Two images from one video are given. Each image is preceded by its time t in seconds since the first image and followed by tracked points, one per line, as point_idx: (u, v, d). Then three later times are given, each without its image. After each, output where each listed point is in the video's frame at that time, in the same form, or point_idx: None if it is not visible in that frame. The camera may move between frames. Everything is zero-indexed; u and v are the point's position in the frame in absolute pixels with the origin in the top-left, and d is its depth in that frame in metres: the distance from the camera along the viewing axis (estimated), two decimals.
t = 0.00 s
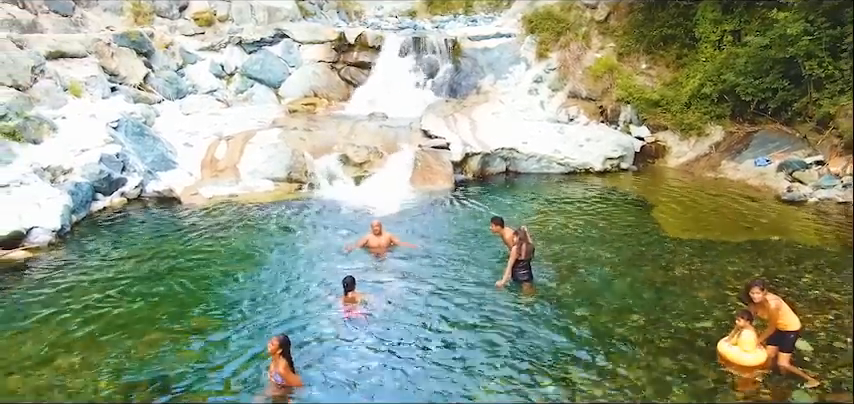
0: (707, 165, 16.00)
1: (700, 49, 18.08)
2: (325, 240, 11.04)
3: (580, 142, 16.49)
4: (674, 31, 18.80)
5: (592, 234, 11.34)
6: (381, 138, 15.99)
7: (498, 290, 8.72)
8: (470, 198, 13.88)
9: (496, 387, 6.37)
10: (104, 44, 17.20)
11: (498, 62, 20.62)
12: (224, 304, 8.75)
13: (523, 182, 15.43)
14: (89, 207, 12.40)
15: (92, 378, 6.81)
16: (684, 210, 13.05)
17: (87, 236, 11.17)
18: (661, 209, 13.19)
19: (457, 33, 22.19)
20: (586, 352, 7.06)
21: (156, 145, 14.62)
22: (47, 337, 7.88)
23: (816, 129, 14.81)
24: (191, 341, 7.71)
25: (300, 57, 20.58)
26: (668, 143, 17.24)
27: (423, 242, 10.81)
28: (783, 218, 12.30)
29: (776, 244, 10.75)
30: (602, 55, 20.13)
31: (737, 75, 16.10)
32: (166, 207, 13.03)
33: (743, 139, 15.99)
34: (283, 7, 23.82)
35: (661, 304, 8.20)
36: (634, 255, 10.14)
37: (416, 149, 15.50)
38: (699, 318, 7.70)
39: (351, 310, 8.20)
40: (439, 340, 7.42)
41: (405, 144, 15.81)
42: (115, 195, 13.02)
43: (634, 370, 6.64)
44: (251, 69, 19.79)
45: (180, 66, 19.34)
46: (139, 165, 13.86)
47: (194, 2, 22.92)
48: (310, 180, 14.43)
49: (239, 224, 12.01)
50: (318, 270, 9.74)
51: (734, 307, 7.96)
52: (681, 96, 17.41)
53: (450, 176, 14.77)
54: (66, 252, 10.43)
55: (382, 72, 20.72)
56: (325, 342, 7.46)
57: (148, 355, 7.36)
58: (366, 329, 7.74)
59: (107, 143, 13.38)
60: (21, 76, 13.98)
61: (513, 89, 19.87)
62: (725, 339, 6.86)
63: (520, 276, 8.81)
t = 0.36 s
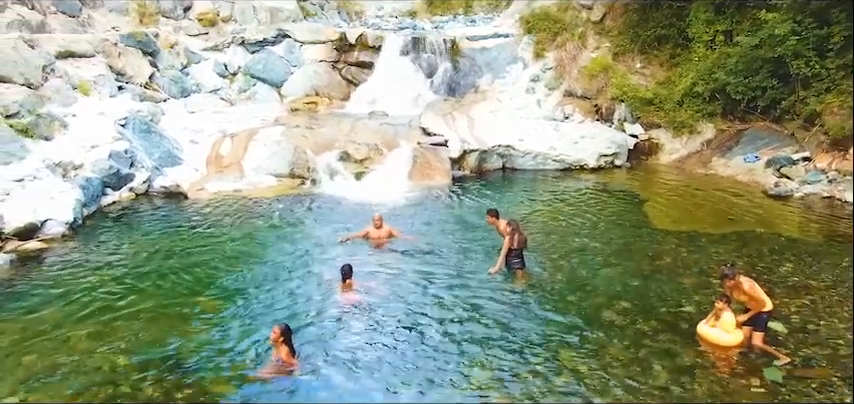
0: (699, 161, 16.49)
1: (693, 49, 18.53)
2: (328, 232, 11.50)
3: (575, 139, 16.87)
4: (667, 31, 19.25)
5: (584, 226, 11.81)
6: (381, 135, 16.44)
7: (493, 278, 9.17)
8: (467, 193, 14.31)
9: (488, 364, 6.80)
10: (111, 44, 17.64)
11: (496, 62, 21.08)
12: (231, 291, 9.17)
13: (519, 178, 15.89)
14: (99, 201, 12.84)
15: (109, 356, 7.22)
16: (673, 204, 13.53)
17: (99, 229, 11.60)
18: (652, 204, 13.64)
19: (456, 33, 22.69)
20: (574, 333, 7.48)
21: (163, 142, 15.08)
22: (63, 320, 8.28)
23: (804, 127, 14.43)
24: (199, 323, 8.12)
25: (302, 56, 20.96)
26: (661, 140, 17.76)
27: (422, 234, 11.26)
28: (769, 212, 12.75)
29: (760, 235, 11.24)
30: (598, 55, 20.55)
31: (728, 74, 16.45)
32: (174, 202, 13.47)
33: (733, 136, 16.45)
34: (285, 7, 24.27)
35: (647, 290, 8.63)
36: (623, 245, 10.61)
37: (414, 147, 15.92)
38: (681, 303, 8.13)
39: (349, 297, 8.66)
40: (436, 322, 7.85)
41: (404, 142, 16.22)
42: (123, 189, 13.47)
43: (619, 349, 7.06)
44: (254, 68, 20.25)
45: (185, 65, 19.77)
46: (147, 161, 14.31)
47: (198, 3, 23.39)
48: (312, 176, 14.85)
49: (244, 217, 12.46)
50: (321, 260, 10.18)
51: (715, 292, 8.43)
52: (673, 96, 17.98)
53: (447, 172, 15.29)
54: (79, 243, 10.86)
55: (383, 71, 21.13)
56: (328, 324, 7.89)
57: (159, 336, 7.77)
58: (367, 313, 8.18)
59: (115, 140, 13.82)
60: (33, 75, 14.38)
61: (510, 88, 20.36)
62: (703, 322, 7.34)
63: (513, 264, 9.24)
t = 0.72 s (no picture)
0: (690, 158, 16.89)
1: (685, 49, 18.95)
2: (330, 225, 11.94)
3: (570, 137, 17.34)
4: (661, 32, 19.67)
5: (577, 220, 12.24)
6: (381, 133, 16.85)
7: (488, 268, 9.60)
8: (465, 189, 14.74)
9: (481, 346, 7.21)
10: (117, 44, 18.09)
11: (494, 62, 21.52)
12: (237, 279, 9.59)
13: (516, 174, 16.32)
14: (108, 196, 13.28)
15: (124, 338, 7.64)
16: (664, 199, 13.95)
17: (109, 222, 12.02)
18: (643, 199, 14.06)
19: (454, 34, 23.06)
20: (563, 317, 7.90)
21: (169, 139, 15.57)
22: (78, 305, 8.69)
23: (792, 124, 15.72)
24: (208, 308, 8.53)
25: (303, 56, 21.43)
26: (654, 137, 18.10)
27: (421, 226, 11.71)
28: (757, 206, 13.18)
29: (746, 228, 11.69)
30: (593, 55, 21.02)
31: (719, 73, 16.93)
32: (180, 197, 13.90)
33: (724, 134, 16.90)
34: (288, 8, 24.71)
35: (634, 278, 9.06)
36: (614, 237, 11.04)
37: (413, 144, 16.32)
38: (666, 289, 8.57)
39: (348, 285, 9.08)
40: (433, 308, 8.25)
41: (403, 139, 16.64)
42: (131, 185, 13.91)
43: (605, 331, 7.49)
44: (257, 68, 20.68)
45: (189, 65, 20.23)
46: (154, 157, 14.75)
47: (201, 4, 23.84)
48: (315, 172, 15.34)
49: (248, 212, 12.87)
50: (323, 250, 10.62)
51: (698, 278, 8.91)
52: (667, 94, 18.30)
53: (446, 169, 15.68)
54: (90, 235, 11.27)
55: (383, 70, 21.57)
56: (330, 309, 8.32)
57: (170, 320, 8.19)
58: (367, 299, 8.58)
59: (123, 137, 14.26)
60: (43, 74, 14.79)
61: (508, 87, 20.81)
62: (684, 306, 7.71)
63: (507, 254, 9.72)
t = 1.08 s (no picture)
0: (682, 156, 17.32)
1: (679, 49, 19.42)
2: (332, 218, 12.38)
3: (565, 135, 17.77)
4: (655, 32, 20.11)
5: (571, 214, 12.68)
6: (381, 130, 17.22)
7: (482, 258, 10.02)
8: (462, 185, 15.17)
9: (474, 328, 7.62)
10: (124, 44, 18.55)
11: (492, 61, 21.95)
12: (242, 268, 10.00)
13: (512, 171, 16.76)
14: (117, 191, 13.72)
15: (137, 321, 8.08)
16: (656, 194, 14.39)
17: (118, 216, 12.45)
18: (636, 194, 14.50)
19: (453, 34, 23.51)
20: (553, 302, 8.33)
21: (174, 137, 16.01)
22: (91, 292, 9.09)
23: (779, 121, 16.06)
24: (215, 295, 8.95)
25: (305, 56, 21.83)
26: (647, 135, 18.50)
27: (419, 220, 12.16)
28: (745, 201, 13.61)
29: (732, 221, 12.12)
30: (589, 55, 21.22)
31: (710, 73, 17.44)
32: (186, 192, 14.34)
33: (716, 132, 17.30)
34: (289, 9, 25.06)
35: (622, 267, 9.48)
36: (605, 229, 11.48)
37: (412, 141, 16.72)
38: (652, 278, 9.01)
39: (346, 275, 9.50)
40: (430, 295, 8.68)
41: (403, 137, 17.04)
42: (139, 181, 14.36)
43: (592, 314, 7.92)
44: (259, 68, 21.10)
45: (193, 65, 20.61)
46: (160, 154, 15.20)
47: (205, 5, 24.29)
48: (315, 169, 15.78)
49: (252, 207, 13.30)
50: (325, 242, 11.05)
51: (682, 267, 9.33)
52: (660, 93, 18.74)
53: (443, 165, 16.16)
54: (101, 228, 11.70)
55: (383, 69, 22.03)
56: (332, 295, 8.75)
57: (179, 305, 8.61)
58: (368, 287, 9.02)
59: (131, 134, 14.71)
60: (53, 73, 15.22)
61: (505, 87, 21.22)
62: (667, 293, 8.12)
63: (502, 244, 10.22)
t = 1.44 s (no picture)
0: (676, 153, 17.70)
1: (673, 49, 19.81)
2: (333, 212, 12.80)
3: (561, 133, 18.18)
4: (649, 32, 20.52)
5: (565, 208, 13.11)
6: (381, 129, 17.62)
7: (479, 250, 10.40)
8: (461, 181, 15.58)
9: (468, 313, 8.02)
10: (129, 44, 18.98)
11: (490, 61, 22.35)
12: (247, 259, 10.40)
13: (509, 168, 17.16)
14: (124, 187, 14.12)
15: (149, 308, 8.47)
16: (648, 190, 14.81)
17: (126, 211, 12.84)
18: (629, 190, 14.92)
19: (452, 34, 23.90)
20: (544, 290, 8.73)
21: (179, 134, 16.43)
22: (102, 281, 9.50)
23: (770, 120, 16.56)
24: (221, 284, 9.34)
25: (306, 56, 22.20)
26: (641, 133, 18.90)
27: (417, 214, 12.58)
28: (737, 197, 14.01)
29: (721, 215, 12.54)
30: (585, 54, 21.74)
31: (702, 72, 17.85)
32: (191, 189, 14.74)
33: (708, 130, 17.68)
34: (290, 10, 25.48)
35: (611, 258, 9.88)
36: (598, 222, 11.90)
37: (412, 139, 17.12)
38: (640, 267, 9.42)
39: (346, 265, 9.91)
40: (427, 283, 9.09)
41: (402, 134, 17.43)
42: (145, 177, 14.76)
43: (580, 301, 8.31)
44: (262, 67, 21.44)
45: (196, 65, 21.02)
46: (166, 151, 15.60)
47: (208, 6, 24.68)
48: (316, 166, 16.20)
49: (256, 202, 13.70)
50: (327, 234, 11.47)
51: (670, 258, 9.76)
52: (654, 92, 19.15)
53: (442, 163, 16.56)
54: (110, 222, 12.08)
55: (383, 69, 22.47)
56: (334, 283, 9.17)
57: (187, 293, 9.00)
58: (368, 275, 9.42)
59: (137, 132, 15.12)
60: (62, 72, 15.61)
61: (504, 86, 21.59)
62: (653, 283, 8.54)
63: (498, 236, 10.66)
